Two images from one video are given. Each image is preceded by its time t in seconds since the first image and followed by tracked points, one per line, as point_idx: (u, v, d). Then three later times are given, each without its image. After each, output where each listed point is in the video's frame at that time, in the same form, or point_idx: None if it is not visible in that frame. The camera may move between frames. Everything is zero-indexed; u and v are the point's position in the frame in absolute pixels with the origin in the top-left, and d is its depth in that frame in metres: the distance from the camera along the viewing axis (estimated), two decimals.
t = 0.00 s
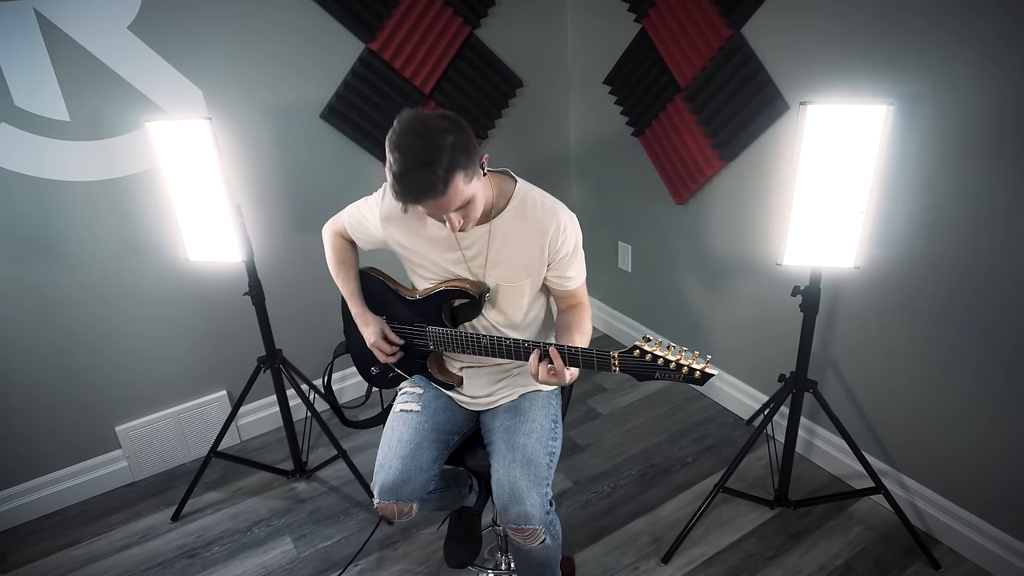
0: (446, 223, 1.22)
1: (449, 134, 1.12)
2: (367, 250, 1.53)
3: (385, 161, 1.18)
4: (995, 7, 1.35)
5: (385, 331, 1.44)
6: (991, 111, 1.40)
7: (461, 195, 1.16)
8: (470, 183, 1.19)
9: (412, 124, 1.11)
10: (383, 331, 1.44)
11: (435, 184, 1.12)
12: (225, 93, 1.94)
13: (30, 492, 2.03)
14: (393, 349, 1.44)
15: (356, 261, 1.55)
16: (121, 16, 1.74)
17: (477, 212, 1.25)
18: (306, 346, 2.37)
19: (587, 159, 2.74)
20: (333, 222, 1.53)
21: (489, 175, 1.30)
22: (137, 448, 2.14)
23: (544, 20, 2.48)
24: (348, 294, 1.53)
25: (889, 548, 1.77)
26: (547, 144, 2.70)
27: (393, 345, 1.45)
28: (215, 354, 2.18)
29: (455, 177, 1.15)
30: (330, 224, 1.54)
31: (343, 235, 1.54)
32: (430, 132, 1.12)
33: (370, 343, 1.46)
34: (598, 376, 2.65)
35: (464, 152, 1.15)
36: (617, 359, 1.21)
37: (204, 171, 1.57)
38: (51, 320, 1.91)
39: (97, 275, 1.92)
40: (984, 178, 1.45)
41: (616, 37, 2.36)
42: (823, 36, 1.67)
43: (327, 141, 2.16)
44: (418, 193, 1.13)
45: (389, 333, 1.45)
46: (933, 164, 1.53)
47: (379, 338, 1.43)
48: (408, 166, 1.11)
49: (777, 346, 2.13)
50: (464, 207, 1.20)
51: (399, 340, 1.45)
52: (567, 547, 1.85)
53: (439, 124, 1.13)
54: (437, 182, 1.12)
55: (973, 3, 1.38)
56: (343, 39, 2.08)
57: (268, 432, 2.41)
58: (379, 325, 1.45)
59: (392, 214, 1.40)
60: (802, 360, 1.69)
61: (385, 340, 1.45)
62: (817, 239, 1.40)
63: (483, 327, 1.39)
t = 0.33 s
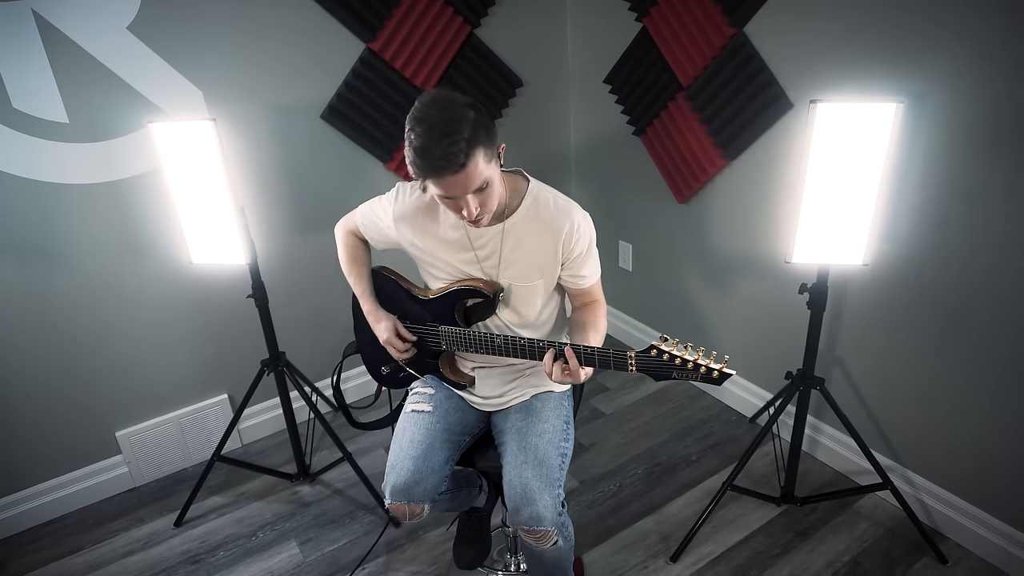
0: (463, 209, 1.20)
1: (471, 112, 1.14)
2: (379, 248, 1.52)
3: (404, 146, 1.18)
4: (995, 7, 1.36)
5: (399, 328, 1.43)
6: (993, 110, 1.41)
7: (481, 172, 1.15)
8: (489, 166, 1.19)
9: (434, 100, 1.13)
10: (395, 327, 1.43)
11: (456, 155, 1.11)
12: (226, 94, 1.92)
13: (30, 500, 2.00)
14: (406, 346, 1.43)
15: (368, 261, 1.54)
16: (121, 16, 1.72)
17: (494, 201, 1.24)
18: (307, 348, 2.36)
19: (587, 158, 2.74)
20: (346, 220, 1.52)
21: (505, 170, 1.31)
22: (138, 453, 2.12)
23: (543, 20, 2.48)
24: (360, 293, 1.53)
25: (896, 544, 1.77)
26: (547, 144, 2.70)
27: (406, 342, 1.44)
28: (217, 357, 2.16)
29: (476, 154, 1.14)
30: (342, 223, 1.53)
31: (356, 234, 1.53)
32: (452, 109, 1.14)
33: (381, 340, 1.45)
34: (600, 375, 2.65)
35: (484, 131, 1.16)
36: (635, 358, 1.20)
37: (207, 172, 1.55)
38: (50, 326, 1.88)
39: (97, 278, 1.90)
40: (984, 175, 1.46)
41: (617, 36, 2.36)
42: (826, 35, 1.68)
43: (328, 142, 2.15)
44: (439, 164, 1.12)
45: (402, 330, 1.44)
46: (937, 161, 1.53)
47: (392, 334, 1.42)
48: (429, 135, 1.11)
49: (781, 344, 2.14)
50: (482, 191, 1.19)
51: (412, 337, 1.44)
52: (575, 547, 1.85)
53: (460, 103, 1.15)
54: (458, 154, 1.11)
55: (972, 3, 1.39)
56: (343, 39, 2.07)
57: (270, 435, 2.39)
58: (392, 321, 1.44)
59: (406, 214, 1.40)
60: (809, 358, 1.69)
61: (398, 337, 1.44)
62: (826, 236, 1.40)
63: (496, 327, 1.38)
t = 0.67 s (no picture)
0: (482, 215, 1.21)
1: (491, 121, 1.14)
2: (391, 249, 1.53)
3: (424, 154, 1.19)
4: (995, 6, 1.35)
5: (414, 325, 1.42)
6: (993, 107, 1.40)
7: (502, 180, 1.16)
8: (509, 172, 1.19)
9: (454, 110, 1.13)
10: (411, 325, 1.42)
11: (478, 166, 1.12)
12: (227, 95, 1.90)
13: (31, 510, 1.96)
14: (423, 344, 1.41)
15: (381, 262, 1.54)
16: (122, 15, 1.70)
17: (513, 205, 1.24)
18: (309, 351, 2.35)
19: (587, 157, 2.74)
20: (360, 221, 1.53)
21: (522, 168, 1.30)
22: (140, 460, 2.10)
23: (543, 20, 2.47)
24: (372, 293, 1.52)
25: (905, 538, 1.78)
26: (547, 144, 2.70)
27: (421, 340, 1.42)
28: (220, 361, 2.14)
29: (497, 162, 1.15)
30: (355, 225, 1.54)
31: (369, 234, 1.54)
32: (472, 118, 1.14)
33: (396, 339, 1.43)
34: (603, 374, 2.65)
35: (504, 138, 1.16)
36: (651, 361, 1.18)
37: (213, 175, 1.53)
38: (51, 334, 1.85)
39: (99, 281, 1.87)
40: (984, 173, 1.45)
41: (617, 35, 2.36)
42: (826, 33, 1.68)
43: (330, 144, 2.14)
44: (461, 175, 1.13)
45: (417, 328, 1.42)
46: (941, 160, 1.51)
47: (406, 332, 1.40)
48: (450, 147, 1.12)
49: (784, 341, 2.14)
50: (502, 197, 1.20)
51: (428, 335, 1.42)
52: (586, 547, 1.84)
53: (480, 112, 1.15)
54: (480, 164, 1.12)
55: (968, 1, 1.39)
56: (343, 40, 2.06)
57: (273, 440, 2.37)
58: (406, 320, 1.43)
59: (420, 216, 1.40)
60: (817, 354, 1.69)
61: (412, 334, 1.42)
62: (836, 233, 1.41)
63: (510, 328, 1.38)
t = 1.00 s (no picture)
0: (482, 203, 1.19)
1: (500, 107, 1.15)
2: (391, 256, 1.50)
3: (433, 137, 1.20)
4: (988, 4, 1.38)
5: (416, 334, 1.41)
6: (988, 104, 1.43)
7: (506, 167, 1.15)
8: (514, 164, 1.18)
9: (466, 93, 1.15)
10: (412, 334, 1.41)
11: (482, 143, 1.11)
12: (219, 97, 1.87)
13: (20, 525, 1.91)
14: (425, 353, 1.40)
15: (380, 270, 1.52)
16: (109, 12, 1.65)
17: (517, 198, 1.23)
18: (303, 356, 2.32)
19: (577, 157, 2.74)
20: (357, 228, 1.51)
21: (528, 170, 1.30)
22: (132, 471, 2.05)
23: (533, 20, 2.47)
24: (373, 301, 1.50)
25: (902, 529, 1.81)
26: (537, 144, 2.69)
27: (424, 347, 1.41)
28: (213, 366, 2.11)
29: (501, 148, 1.14)
30: (353, 231, 1.52)
31: (367, 241, 1.52)
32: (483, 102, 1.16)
33: (398, 346, 1.42)
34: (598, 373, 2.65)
35: (512, 129, 1.16)
36: (663, 362, 1.17)
37: (208, 179, 1.50)
38: (39, 344, 1.80)
39: (92, 286, 1.83)
40: (978, 167, 1.48)
41: (607, 34, 2.36)
42: (820, 32, 1.70)
43: (321, 146, 2.11)
44: (464, 152, 1.12)
45: (419, 336, 1.41)
46: (938, 155, 1.54)
47: (409, 341, 1.40)
48: (457, 124, 1.12)
49: (777, 337, 2.16)
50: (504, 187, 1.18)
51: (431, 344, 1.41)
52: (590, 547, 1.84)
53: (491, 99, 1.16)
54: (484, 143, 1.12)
55: None
56: (334, 41, 2.03)
57: (267, 447, 2.34)
58: (409, 328, 1.42)
59: (421, 222, 1.39)
60: (815, 350, 1.71)
61: (414, 343, 1.41)
62: (837, 231, 1.42)
63: (517, 330, 1.38)
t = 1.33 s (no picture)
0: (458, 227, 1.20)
1: (495, 161, 1.07)
2: (388, 258, 1.48)
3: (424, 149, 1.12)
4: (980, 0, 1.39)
5: (414, 346, 1.39)
6: (980, 100, 1.44)
7: (479, 217, 1.13)
8: (494, 208, 1.14)
9: (466, 133, 1.05)
10: (411, 346, 1.39)
11: (455, 199, 1.08)
12: (207, 95, 1.83)
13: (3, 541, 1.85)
14: (421, 366, 1.39)
15: (377, 272, 1.50)
16: (95, 4, 1.61)
17: (496, 225, 1.21)
18: (293, 361, 2.28)
19: (565, 155, 2.74)
20: (354, 230, 1.49)
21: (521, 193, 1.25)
22: (119, 482, 2.00)
23: (519, 19, 2.46)
24: (369, 305, 1.48)
25: (897, 521, 1.83)
26: (525, 143, 2.68)
27: (419, 360, 1.40)
28: (203, 372, 2.07)
29: (477, 201, 1.10)
30: (350, 232, 1.50)
31: (363, 243, 1.50)
32: (475, 144, 1.06)
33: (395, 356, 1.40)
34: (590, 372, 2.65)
35: (498, 180, 1.10)
36: (669, 364, 1.16)
37: (198, 182, 1.47)
38: (22, 354, 1.74)
39: (87, 288, 1.78)
40: (970, 162, 1.50)
41: (595, 33, 2.36)
42: (813, 29, 1.71)
43: (309, 148, 2.08)
44: (438, 200, 1.09)
45: (417, 348, 1.39)
46: (929, 151, 1.56)
47: (407, 352, 1.37)
48: (442, 170, 1.05)
49: (768, 334, 2.18)
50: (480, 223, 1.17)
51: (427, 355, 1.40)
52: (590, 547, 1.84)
53: (490, 146, 1.07)
54: (460, 198, 1.08)
55: None
56: (322, 40, 2.00)
57: (257, 454, 2.30)
58: (406, 339, 1.39)
59: (418, 221, 1.36)
60: (811, 345, 1.72)
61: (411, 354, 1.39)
62: (833, 227, 1.43)
63: (517, 335, 1.37)
